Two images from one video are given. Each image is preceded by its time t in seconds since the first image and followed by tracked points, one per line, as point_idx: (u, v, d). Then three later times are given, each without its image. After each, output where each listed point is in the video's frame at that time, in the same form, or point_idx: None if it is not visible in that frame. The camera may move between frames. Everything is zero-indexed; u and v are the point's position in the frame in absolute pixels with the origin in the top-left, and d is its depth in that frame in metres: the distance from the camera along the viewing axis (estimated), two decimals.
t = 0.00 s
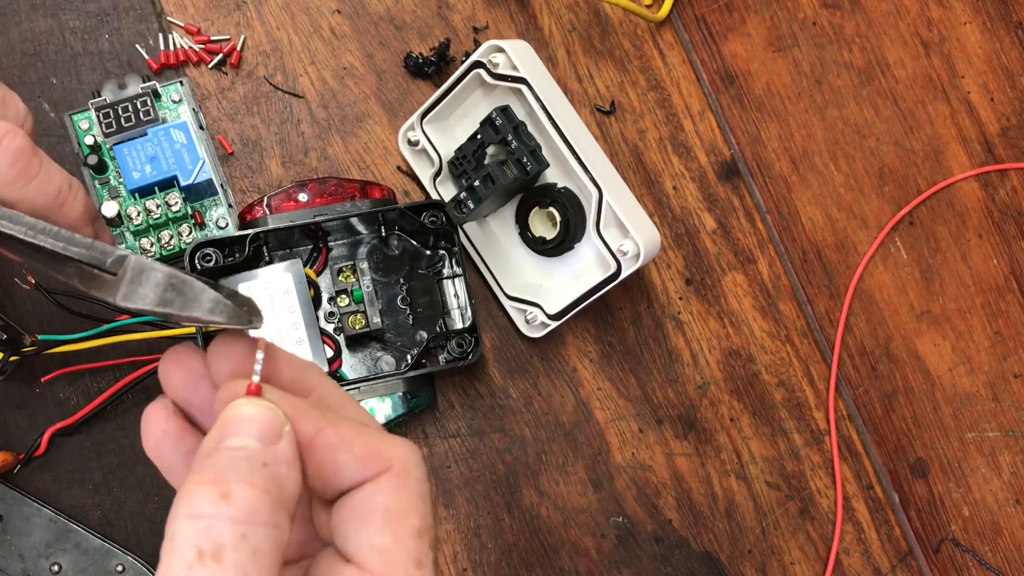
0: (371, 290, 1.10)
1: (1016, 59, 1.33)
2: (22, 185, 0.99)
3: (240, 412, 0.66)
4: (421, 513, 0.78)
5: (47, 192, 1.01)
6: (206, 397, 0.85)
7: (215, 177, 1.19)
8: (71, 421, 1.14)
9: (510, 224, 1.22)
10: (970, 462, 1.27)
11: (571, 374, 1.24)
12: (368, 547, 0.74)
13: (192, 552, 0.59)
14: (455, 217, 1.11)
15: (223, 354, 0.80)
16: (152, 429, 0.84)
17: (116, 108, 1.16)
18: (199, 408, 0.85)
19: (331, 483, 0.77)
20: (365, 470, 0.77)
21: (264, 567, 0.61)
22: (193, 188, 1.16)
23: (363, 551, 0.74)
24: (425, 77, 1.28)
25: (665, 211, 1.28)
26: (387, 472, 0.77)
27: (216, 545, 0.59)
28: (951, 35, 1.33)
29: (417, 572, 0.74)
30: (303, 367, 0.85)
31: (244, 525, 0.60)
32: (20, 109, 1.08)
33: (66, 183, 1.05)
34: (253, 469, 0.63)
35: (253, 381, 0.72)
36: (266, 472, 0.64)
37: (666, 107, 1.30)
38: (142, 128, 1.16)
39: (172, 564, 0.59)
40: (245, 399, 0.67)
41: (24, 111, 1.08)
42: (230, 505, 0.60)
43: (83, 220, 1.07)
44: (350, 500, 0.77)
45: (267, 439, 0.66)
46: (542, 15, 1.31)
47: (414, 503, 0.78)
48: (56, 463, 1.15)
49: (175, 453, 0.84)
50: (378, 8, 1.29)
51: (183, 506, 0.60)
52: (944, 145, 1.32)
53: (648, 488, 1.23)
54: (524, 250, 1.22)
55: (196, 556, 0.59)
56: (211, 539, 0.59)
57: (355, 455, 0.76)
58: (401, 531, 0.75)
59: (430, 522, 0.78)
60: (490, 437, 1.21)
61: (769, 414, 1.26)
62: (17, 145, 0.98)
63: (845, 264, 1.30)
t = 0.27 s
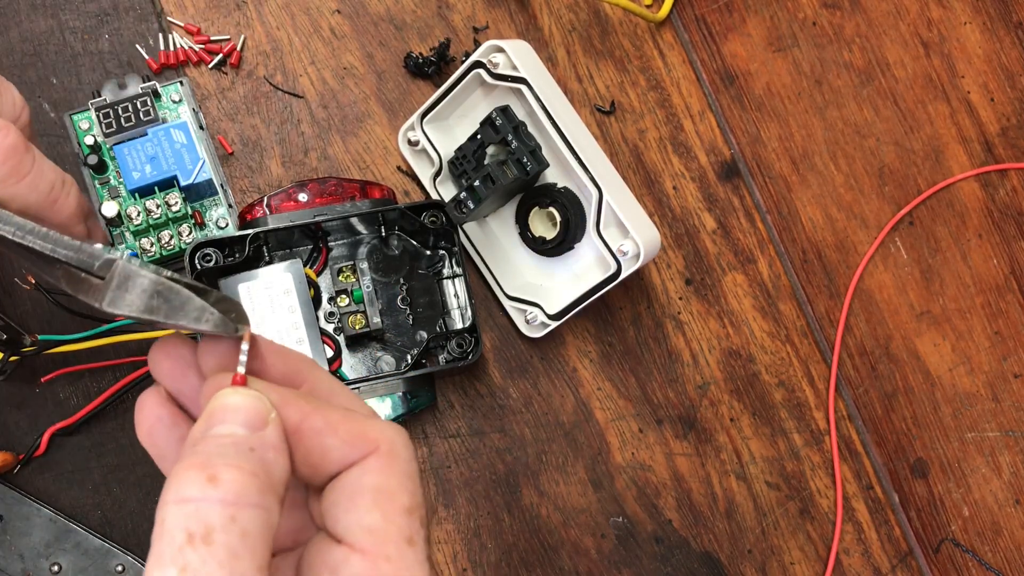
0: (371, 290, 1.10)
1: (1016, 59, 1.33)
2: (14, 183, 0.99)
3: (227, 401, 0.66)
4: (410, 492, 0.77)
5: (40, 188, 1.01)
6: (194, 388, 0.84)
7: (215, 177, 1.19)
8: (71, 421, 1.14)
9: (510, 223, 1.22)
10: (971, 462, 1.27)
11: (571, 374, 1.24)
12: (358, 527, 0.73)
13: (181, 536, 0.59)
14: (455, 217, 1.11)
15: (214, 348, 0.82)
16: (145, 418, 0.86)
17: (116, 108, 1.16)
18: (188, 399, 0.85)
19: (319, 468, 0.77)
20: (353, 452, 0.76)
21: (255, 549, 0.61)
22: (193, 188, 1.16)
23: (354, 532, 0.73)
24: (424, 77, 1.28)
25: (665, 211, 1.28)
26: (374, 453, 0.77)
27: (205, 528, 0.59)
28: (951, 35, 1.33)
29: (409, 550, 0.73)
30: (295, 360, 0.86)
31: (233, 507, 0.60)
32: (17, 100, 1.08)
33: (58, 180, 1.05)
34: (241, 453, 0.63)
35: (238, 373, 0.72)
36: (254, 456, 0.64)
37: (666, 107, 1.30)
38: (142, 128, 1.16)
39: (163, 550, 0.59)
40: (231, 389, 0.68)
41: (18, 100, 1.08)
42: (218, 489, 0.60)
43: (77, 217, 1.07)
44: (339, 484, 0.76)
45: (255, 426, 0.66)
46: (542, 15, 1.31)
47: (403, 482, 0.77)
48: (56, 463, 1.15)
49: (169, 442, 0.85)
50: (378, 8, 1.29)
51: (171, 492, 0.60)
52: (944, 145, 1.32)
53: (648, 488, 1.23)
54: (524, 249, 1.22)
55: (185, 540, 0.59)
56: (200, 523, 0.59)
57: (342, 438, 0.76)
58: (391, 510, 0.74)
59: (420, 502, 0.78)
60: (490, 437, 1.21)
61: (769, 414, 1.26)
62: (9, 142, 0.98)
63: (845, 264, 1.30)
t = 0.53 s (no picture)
0: (371, 290, 1.10)
1: (1016, 59, 1.33)
2: (16, 180, 1.00)
3: (219, 402, 0.66)
4: (403, 490, 0.76)
5: (43, 184, 1.02)
6: (193, 388, 0.84)
7: (215, 177, 1.18)
8: (71, 421, 1.14)
9: (510, 223, 1.22)
10: (970, 462, 1.27)
11: (571, 374, 1.24)
12: (350, 526, 0.72)
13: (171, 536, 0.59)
14: (455, 217, 1.11)
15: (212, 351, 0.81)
16: (146, 418, 0.87)
17: (116, 108, 1.16)
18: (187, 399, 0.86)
19: (312, 467, 0.76)
20: (344, 450, 0.76)
21: (245, 548, 0.61)
22: (193, 188, 1.16)
23: (345, 530, 0.72)
24: (424, 77, 1.28)
25: (665, 211, 1.28)
26: (366, 452, 0.77)
27: (195, 528, 0.59)
28: (951, 35, 1.33)
29: (401, 548, 0.73)
30: (293, 359, 0.86)
31: (223, 507, 0.60)
32: (20, 87, 1.07)
33: (61, 175, 1.05)
34: (231, 453, 0.63)
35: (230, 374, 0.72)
36: (245, 456, 0.64)
37: (666, 107, 1.30)
38: (142, 128, 1.16)
39: (154, 551, 0.59)
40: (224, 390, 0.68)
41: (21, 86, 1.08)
42: (208, 488, 0.60)
43: (80, 211, 1.07)
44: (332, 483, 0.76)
45: (247, 427, 0.66)
46: (542, 15, 1.31)
47: (396, 480, 0.76)
48: (56, 463, 1.15)
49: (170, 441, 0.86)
50: (378, 8, 1.29)
51: (161, 493, 0.60)
52: (944, 145, 1.32)
53: (648, 488, 1.23)
54: (524, 249, 1.22)
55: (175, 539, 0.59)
56: (190, 523, 0.59)
57: (334, 437, 0.76)
58: (384, 508, 0.73)
59: (414, 500, 0.77)
60: (490, 437, 1.21)
61: (769, 414, 1.26)
62: (11, 140, 0.98)
63: (845, 264, 1.30)
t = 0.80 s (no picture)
0: (371, 290, 1.10)
1: (1016, 59, 1.33)
2: (16, 184, 1.00)
3: (218, 407, 0.67)
4: (403, 491, 0.76)
5: (42, 188, 1.03)
6: (192, 395, 0.84)
7: (215, 177, 1.18)
8: (71, 421, 1.14)
9: (510, 224, 1.22)
10: (971, 462, 1.27)
11: (571, 374, 1.24)
12: (350, 529, 0.72)
13: (172, 541, 0.59)
14: (455, 217, 1.11)
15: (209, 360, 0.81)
16: (145, 424, 0.87)
17: (116, 108, 1.16)
18: (186, 405, 0.85)
19: (312, 472, 0.76)
20: (343, 454, 0.76)
21: (245, 552, 0.61)
22: (193, 188, 1.16)
23: (346, 534, 0.72)
24: (425, 77, 1.28)
25: (665, 211, 1.28)
26: (365, 455, 0.77)
27: (195, 533, 0.59)
28: (951, 35, 1.33)
29: (402, 549, 0.73)
30: (292, 363, 0.85)
31: (223, 511, 0.60)
32: (22, 86, 1.08)
33: (61, 180, 1.06)
34: (231, 458, 0.63)
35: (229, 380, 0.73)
36: (244, 461, 0.64)
37: (666, 107, 1.30)
38: (142, 128, 1.16)
39: (154, 556, 0.59)
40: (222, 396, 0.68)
41: (25, 85, 1.08)
42: (208, 493, 0.60)
43: (77, 216, 1.08)
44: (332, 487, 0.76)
45: (246, 431, 0.66)
46: (542, 15, 1.31)
47: (396, 482, 0.76)
48: (56, 463, 1.15)
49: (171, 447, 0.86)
50: (378, 8, 1.29)
51: (161, 498, 0.60)
52: (944, 145, 1.32)
53: (648, 488, 1.23)
54: (524, 250, 1.22)
55: (175, 544, 0.59)
56: (190, 528, 0.59)
57: (334, 441, 0.76)
58: (384, 510, 0.73)
59: (414, 501, 0.77)
60: (490, 437, 1.21)
61: (769, 414, 1.26)
62: (12, 144, 0.98)
63: (845, 264, 1.30)
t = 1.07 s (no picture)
0: (371, 290, 1.10)
1: (1016, 59, 1.33)
2: (10, 188, 0.99)
3: (210, 410, 0.66)
4: (396, 491, 0.76)
5: (34, 192, 1.02)
6: (186, 398, 0.84)
7: (215, 177, 1.19)
8: (71, 421, 1.14)
9: (510, 224, 1.22)
10: (971, 462, 1.27)
11: (571, 374, 1.24)
12: (344, 530, 0.72)
13: (166, 545, 0.59)
14: (455, 217, 1.11)
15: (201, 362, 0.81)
16: (140, 428, 0.87)
17: (116, 108, 1.16)
18: (180, 410, 0.85)
19: (305, 472, 0.76)
20: (336, 454, 0.76)
21: (240, 554, 0.61)
22: (193, 188, 1.16)
23: (340, 534, 0.72)
24: (425, 77, 1.28)
25: (665, 211, 1.28)
26: (358, 455, 0.77)
27: (189, 536, 0.59)
28: (951, 35, 1.33)
29: (397, 548, 0.73)
30: (285, 364, 0.85)
31: (216, 514, 0.60)
32: (17, 89, 1.07)
33: (52, 183, 1.05)
34: (223, 460, 0.63)
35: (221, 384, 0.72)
36: (237, 463, 0.64)
37: (666, 107, 1.30)
38: (142, 128, 1.16)
39: (148, 559, 0.59)
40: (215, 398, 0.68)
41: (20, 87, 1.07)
42: (201, 496, 0.60)
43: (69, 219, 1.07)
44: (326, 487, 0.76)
45: (238, 434, 0.66)
46: (542, 15, 1.31)
47: (390, 482, 0.76)
48: (56, 462, 1.15)
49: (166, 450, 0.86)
50: (378, 8, 1.29)
51: (155, 502, 0.60)
52: (944, 145, 1.32)
53: (648, 488, 1.23)
54: (523, 250, 1.22)
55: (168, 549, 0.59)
56: (184, 531, 0.59)
57: (326, 441, 0.75)
58: (377, 510, 0.73)
59: (408, 499, 0.77)
60: (490, 437, 1.21)
61: (769, 414, 1.26)
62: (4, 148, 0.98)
63: (845, 264, 1.30)
